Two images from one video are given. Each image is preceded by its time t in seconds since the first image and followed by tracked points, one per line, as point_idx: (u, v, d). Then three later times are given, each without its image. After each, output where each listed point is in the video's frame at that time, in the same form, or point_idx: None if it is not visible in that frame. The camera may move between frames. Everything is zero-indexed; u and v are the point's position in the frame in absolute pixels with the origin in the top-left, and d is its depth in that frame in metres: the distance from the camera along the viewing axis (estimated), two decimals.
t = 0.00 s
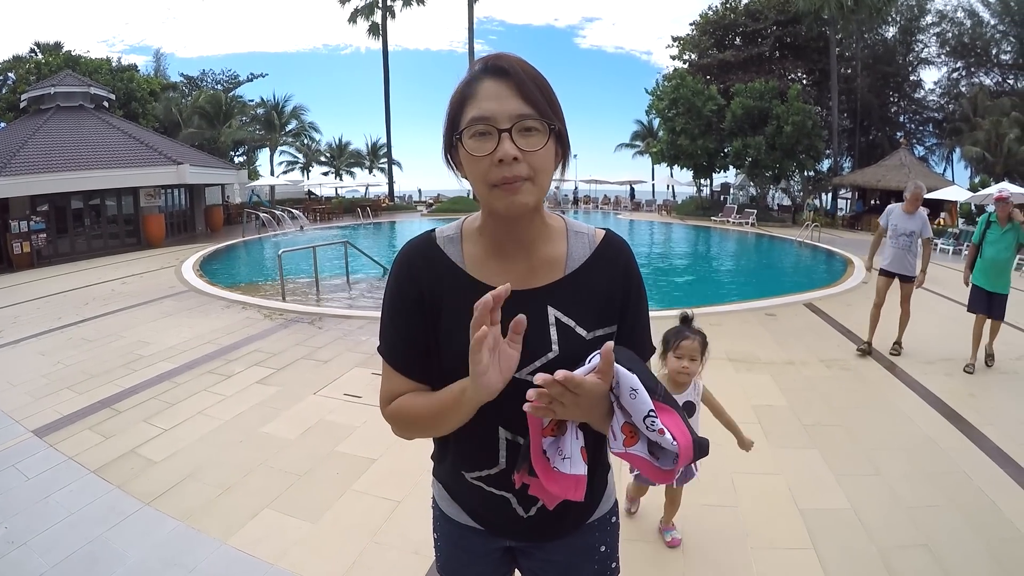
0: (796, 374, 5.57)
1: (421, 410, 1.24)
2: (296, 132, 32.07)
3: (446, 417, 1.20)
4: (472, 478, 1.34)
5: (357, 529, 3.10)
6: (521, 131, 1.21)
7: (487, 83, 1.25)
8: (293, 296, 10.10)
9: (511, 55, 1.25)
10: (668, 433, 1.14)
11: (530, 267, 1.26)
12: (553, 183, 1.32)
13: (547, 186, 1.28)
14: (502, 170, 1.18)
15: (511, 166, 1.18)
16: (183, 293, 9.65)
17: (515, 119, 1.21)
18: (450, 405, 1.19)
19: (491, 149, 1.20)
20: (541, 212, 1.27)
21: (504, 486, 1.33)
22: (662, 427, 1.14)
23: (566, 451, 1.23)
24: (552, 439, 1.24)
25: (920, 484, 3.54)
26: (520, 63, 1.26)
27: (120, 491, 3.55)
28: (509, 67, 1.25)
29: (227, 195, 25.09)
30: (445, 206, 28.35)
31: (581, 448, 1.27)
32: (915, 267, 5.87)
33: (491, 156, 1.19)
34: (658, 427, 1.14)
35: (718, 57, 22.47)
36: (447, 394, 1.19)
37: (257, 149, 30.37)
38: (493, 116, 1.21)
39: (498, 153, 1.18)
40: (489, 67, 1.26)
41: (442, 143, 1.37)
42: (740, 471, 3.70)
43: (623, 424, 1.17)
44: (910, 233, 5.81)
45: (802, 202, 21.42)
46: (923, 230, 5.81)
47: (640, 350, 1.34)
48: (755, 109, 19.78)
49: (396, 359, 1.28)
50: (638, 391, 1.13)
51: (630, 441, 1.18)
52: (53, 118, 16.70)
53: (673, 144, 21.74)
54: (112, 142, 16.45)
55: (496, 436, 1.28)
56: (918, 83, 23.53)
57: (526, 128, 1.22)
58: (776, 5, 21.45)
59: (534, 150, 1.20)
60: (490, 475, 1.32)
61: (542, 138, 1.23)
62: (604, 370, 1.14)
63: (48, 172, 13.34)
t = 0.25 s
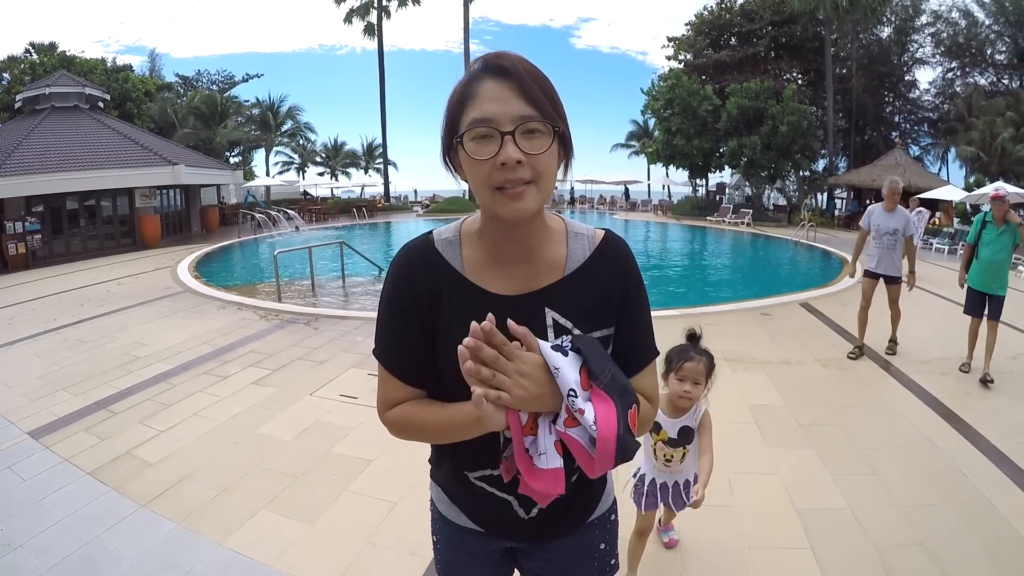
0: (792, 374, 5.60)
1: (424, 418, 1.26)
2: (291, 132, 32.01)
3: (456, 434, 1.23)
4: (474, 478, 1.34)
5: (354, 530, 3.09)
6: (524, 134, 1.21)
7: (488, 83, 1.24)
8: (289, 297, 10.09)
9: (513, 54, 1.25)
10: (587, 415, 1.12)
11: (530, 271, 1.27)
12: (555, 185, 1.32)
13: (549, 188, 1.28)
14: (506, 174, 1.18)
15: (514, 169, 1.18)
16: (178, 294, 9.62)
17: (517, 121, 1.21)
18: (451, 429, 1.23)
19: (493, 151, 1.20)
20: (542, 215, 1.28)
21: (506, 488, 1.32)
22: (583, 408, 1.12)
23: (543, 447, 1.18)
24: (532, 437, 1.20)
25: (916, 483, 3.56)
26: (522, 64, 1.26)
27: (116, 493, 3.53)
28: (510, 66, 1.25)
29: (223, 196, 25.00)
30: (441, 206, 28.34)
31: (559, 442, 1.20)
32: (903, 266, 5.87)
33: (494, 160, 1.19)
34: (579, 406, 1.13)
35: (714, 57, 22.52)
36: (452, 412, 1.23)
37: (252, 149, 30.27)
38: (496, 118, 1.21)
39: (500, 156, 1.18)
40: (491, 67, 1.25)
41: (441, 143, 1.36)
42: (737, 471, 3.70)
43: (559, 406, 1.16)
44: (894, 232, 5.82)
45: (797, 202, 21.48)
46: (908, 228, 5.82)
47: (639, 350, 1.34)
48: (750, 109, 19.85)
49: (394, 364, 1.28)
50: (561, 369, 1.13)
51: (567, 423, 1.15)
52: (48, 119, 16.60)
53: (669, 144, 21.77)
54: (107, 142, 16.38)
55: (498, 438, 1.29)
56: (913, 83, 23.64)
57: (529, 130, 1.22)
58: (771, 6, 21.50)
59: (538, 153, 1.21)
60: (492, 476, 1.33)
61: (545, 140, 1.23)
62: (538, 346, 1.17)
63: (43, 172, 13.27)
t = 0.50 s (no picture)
0: (792, 374, 5.59)
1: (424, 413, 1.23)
2: (291, 132, 32.00)
3: (446, 419, 1.21)
4: (476, 477, 1.33)
5: (353, 529, 3.09)
6: (523, 132, 1.21)
7: (487, 81, 1.24)
8: (289, 296, 10.09)
9: (511, 52, 1.25)
10: (634, 371, 1.12)
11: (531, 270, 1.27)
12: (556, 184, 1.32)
13: (550, 186, 1.28)
14: (504, 173, 1.18)
15: (513, 169, 1.18)
16: (178, 294, 9.61)
17: (517, 120, 1.21)
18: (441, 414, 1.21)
19: (492, 150, 1.20)
20: (544, 214, 1.28)
21: (508, 488, 1.33)
22: (626, 367, 1.12)
23: (548, 446, 1.18)
24: (535, 435, 1.21)
25: (916, 483, 3.55)
26: (521, 60, 1.25)
27: (116, 492, 3.53)
28: (509, 63, 1.24)
29: (223, 196, 24.99)
30: (441, 206, 28.32)
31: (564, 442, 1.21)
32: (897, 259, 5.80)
33: (492, 159, 1.19)
34: (621, 368, 1.12)
35: (714, 57, 22.49)
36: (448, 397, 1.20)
37: (252, 149, 30.27)
38: (493, 118, 1.21)
39: (499, 155, 1.19)
40: (489, 64, 1.25)
41: (442, 142, 1.37)
42: (736, 471, 3.70)
43: (592, 386, 1.15)
44: (885, 226, 5.80)
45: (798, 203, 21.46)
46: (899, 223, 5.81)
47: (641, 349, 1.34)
48: (751, 109, 19.81)
49: (395, 362, 1.28)
50: (589, 342, 1.13)
51: (606, 401, 1.14)
52: (49, 119, 16.61)
53: (669, 145, 21.78)
54: (107, 141, 16.39)
55: (501, 435, 1.29)
56: (914, 83, 23.65)
57: (527, 129, 1.22)
58: (772, 5, 21.47)
59: (536, 152, 1.20)
60: (493, 476, 1.33)
61: (544, 138, 1.23)
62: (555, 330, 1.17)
63: (44, 172, 13.28)
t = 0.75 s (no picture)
0: (791, 373, 5.59)
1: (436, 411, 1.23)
2: (291, 132, 32.02)
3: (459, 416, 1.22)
4: (475, 475, 1.34)
5: (352, 529, 3.09)
6: (522, 126, 1.21)
7: (486, 77, 1.24)
8: (290, 296, 10.09)
9: (511, 48, 1.25)
10: (633, 373, 1.17)
11: (531, 265, 1.27)
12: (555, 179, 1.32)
13: (550, 182, 1.28)
14: (503, 167, 1.19)
15: (512, 164, 1.18)
16: (179, 294, 9.62)
17: (515, 115, 1.22)
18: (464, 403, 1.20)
19: (491, 145, 1.21)
20: (543, 210, 1.28)
21: (507, 487, 1.33)
22: (623, 368, 1.16)
23: (548, 446, 1.20)
24: (534, 434, 1.22)
25: (916, 483, 3.55)
26: (521, 56, 1.25)
27: (116, 492, 3.54)
28: (509, 60, 1.25)
29: (223, 197, 25.00)
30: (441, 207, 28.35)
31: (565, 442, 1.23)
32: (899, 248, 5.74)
33: (491, 154, 1.19)
34: (619, 369, 1.16)
35: (715, 57, 22.55)
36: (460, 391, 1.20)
37: (253, 149, 30.32)
38: (493, 112, 1.22)
39: (499, 149, 1.19)
40: (488, 61, 1.26)
41: (443, 139, 1.37)
42: (735, 470, 3.70)
43: (587, 388, 1.17)
44: (877, 229, 5.80)
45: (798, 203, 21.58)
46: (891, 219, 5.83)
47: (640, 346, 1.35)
48: (751, 109, 19.88)
49: (397, 358, 1.28)
50: (586, 344, 1.16)
51: (598, 404, 1.17)
52: (49, 119, 16.61)
53: (669, 145, 21.78)
54: (108, 142, 16.41)
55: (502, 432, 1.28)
56: (915, 83, 23.43)
57: (526, 124, 1.22)
58: (772, 5, 21.56)
59: (536, 146, 1.20)
60: (493, 474, 1.33)
61: (544, 133, 1.22)
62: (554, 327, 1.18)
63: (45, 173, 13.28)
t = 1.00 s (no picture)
0: (788, 373, 5.60)
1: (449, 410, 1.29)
2: (289, 132, 31.99)
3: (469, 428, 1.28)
4: (476, 473, 1.36)
5: (350, 529, 3.09)
6: (525, 119, 1.23)
7: (491, 72, 1.27)
8: (289, 296, 10.10)
9: (515, 45, 1.28)
10: (615, 437, 1.19)
11: (534, 259, 1.28)
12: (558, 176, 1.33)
13: (552, 177, 1.29)
14: (505, 159, 1.20)
15: (513, 155, 1.20)
16: (177, 294, 9.60)
17: (518, 108, 1.23)
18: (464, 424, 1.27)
19: (494, 138, 1.22)
20: (545, 202, 1.29)
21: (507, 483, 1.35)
22: (608, 431, 1.19)
23: (538, 474, 1.29)
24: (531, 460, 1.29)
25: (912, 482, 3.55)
26: (524, 53, 1.27)
27: (114, 492, 3.53)
28: (513, 56, 1.27)
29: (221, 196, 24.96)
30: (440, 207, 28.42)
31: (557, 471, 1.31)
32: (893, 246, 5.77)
33: (494, 146, 1.21)
34: (603, 430, 1.19)
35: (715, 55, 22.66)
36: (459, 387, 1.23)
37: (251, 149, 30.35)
38: (496, 106, 1.23)
39: (502, 142, 1.21)
40: (493, 57, 1.28)
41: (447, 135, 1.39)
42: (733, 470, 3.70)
43: (577, 431, 1.20)
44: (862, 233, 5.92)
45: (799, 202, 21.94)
46: (874, 216, 5.80)
47: (639, 342, 1.39)
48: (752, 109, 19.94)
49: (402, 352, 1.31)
50: (576, 394, 1.19)
51: (584, 448, 1.21)
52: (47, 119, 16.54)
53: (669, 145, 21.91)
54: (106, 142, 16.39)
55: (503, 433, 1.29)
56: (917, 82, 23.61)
57: (530, 116, 1.23)
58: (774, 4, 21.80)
59: (537, 137, 1.21)
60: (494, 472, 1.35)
61: (546, 126, 1.23)
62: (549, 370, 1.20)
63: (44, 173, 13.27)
